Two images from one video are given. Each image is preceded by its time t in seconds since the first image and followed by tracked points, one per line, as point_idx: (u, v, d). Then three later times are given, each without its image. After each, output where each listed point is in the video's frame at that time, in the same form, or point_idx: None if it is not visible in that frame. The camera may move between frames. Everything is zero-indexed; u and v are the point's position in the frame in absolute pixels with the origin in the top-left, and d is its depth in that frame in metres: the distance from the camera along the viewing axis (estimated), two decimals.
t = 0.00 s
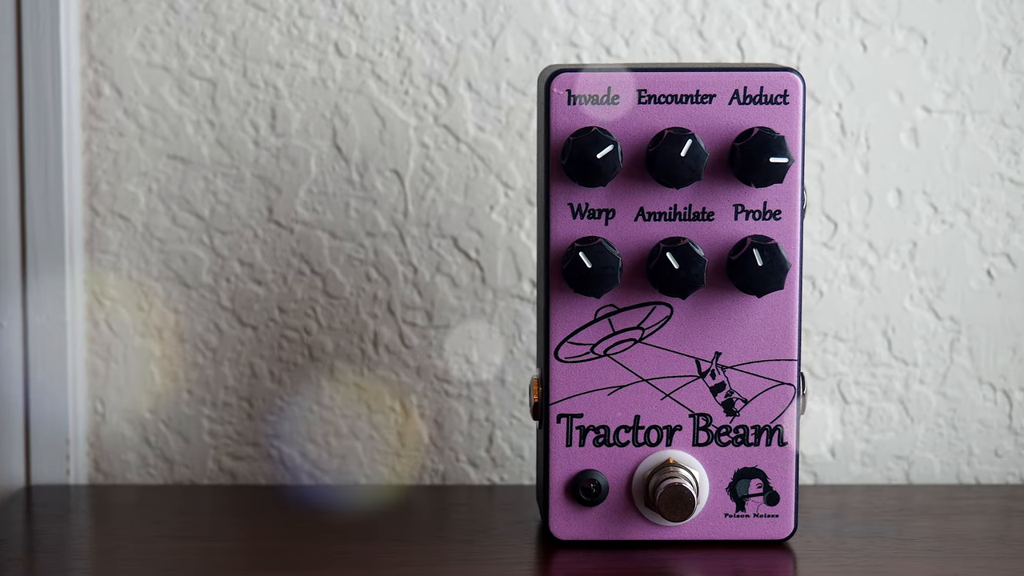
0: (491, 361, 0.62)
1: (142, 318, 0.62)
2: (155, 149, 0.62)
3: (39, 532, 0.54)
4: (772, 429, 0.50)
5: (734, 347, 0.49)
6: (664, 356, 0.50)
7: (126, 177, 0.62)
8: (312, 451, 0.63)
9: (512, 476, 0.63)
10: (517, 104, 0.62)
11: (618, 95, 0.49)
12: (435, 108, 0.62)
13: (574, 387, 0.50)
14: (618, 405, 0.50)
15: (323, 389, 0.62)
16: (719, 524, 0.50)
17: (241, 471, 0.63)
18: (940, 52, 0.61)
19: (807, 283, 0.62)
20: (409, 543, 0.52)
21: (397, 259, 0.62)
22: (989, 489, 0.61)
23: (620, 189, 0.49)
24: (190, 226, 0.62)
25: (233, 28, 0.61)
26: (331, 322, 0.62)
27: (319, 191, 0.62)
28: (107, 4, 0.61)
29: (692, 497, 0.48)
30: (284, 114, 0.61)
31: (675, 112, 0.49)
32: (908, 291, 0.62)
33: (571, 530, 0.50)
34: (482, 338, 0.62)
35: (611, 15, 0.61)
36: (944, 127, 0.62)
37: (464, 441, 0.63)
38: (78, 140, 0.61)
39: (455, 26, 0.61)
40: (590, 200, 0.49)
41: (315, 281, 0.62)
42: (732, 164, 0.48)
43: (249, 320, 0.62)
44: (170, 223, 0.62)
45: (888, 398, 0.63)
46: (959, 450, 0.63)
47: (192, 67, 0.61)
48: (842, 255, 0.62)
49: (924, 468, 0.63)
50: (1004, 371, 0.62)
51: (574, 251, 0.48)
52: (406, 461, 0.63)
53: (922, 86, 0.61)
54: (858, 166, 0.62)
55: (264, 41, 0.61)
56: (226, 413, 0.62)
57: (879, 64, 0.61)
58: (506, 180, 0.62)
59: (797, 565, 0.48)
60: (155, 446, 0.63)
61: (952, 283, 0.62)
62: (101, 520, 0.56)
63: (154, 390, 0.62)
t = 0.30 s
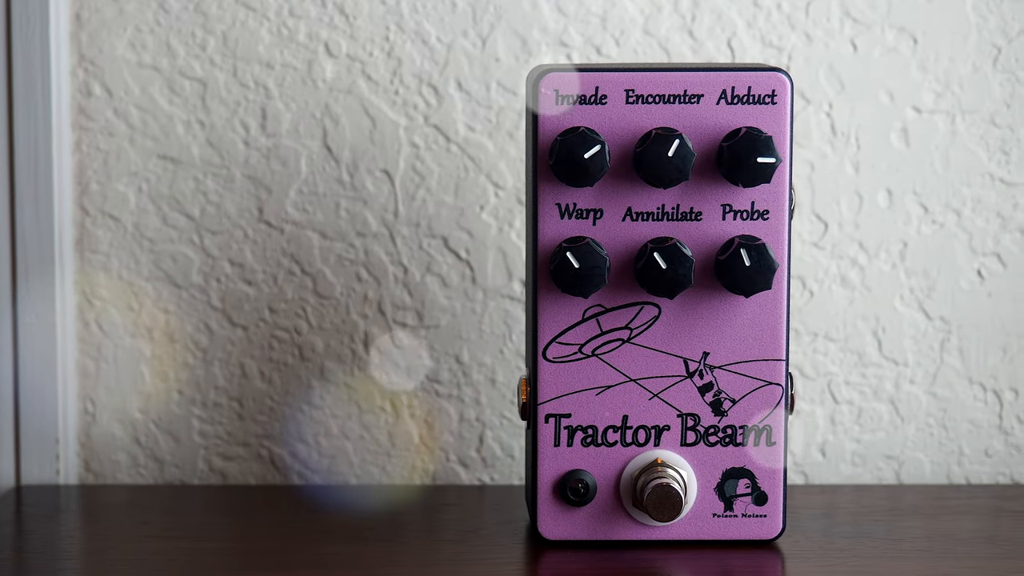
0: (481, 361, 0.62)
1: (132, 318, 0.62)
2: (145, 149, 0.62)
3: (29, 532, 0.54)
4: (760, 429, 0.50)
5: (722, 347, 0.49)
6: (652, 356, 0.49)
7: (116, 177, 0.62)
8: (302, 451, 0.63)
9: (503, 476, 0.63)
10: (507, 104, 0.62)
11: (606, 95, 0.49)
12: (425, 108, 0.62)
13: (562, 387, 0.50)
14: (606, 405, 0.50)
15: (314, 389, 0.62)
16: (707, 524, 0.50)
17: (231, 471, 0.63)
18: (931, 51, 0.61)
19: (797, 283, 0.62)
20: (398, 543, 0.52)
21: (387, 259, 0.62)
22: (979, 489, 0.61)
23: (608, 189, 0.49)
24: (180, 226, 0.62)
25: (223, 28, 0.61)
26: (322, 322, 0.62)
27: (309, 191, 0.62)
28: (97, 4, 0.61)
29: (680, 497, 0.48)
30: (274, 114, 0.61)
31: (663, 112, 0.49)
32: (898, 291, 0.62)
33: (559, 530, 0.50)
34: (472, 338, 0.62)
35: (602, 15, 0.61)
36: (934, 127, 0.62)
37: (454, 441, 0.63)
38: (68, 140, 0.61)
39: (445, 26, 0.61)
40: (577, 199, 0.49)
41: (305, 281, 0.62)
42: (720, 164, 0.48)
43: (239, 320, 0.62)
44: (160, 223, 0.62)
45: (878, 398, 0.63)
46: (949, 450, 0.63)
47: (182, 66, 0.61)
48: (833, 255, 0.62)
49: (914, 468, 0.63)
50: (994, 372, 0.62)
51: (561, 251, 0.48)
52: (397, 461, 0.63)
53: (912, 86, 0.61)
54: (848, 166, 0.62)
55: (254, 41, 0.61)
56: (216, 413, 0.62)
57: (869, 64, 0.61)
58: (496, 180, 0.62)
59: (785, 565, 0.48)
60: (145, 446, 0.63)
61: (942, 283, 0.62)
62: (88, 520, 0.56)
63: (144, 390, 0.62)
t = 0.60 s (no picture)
0: (472, 361, 0.62)
1: (123, 317, 0.62)
2: (136, 149, 0.62)
3: (19, 531, 0.54)
4: (749, 429, 0.50)
5: (711, 347, 0.49)
6: (641, 356, 0.49)
7: (107, 177, 0.62)
8: (293, 450, 0.63)
9: (494, 476, 0.63)
10: (498, 103, 0.62)
11: (594, 95, 0.49)
12: (416, 108, 0.62)
13: (550, 387, 0.50)
14: (595, 405, 0.50)
15: (305, 389, 0.62)
16: (696, 524, 0.50)
17: (222, 471, 0.63)
18: (922, 52, 0.61)
19: (788, 283, 0.62)
20: (387, 543, 0.52)
21: (378, 259, 0.62)
22: (970, 489, 0.61)
23: (596, 189, 0.49)
24: (171, 226, 0.62)
25: (214, 28, 0.61)
26: (312, 322, 0.62)
27: (300, 191, 0.62)
28: (88, 4, 0.61)
29: (668, 497, 0.48)
30: (265, 114, 0.61)
31: (652, 112, 0.49)
32: (888, 291, 0.62)
33: (548, 530, 0.50)
34: (463, 338, 0.62)
35: (592, 15, 0.61)
36: (925, 127, 0.62)
37: (445, 441, 0.63)
38: (59, 140, 0.61)
39: (436, 26, 0.61)
40: (566, 199, 0.49)
41: (296, 281, 0.62)
42: (708, 164, 0.48)
43: (230, 320, 0.62)
44: (151, 223, 0.62)
45: (869, 398, 0.63)
46: (940, 450, 0.63)
47: (173, 66, 0.61)
48: (824, 254, 0.62)
49: (905, 468, 0.63)
50: (986, 372, 0.62)
51: (549, 251, 0.48)
52: (387, 461, 0.63)
53: (903, 86, 0.61)
54: (839, 166, 0.62)
55: (245, 41, 0.61)
56: (207, 413, 0.62)
57: (860, 63, 0.61)
58: (487, 180, 0.62)
59: (774, 565, 0.48)
60: (136, 446, 0.63)
61: (933, 283, 0.62)
62: (79, 520, 0.56)
63: (135, 390, 0.62)
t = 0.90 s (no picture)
0: (464, 361, 0.62)
1: (114, 317, 0.62)
2: (127, 149, 0.62)
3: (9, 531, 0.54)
4: (738, 429, 0.50)
5: (700, 347, 0.49)
6: (630, 356, 0.49)
7: (98, 177, 0.62)
8: (284, 450, 0.63)
9: (485, 476, 0.63)
10: (489, 103, 0.62)
11: (583, 95, 0.48)
12: (407, 108, 0.62)
13: (539, 387, 0.49)
14: (584, 405, 0.49)
15: (296, 389, 0.62)
16: (685, 524, 0.50)
17: (213, 471, 0.63)
18: (913, 52, 0.61)
19: (779, 283, 0.62)
20: (377, 543, 0.52)
21: (369, 259, 0.62)
22: (961, 489, 0.61)
23: (585, 189, 0.49)
24: (162, 226, 0.62)
25: (205, 28, 0.61)
26: (304, 322, 0.62)
27: (291, 191, 0.62)
28: (79, 4, 0.61)
29: (657, 497, 0.47)
30: (256, 114, 0.61)
31: (640, 112, 0.48)
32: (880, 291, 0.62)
33: (537, 530, 0.50)
34: (455, 338, 0.62)
35: (584, 15, 0.61)
36: (916, 127, 0.62)
37: (436, 442, 0.63)
38: (50, 140, 0.61)
39: (427, 26, 0.61)
40: (555, 199, 0.49)
41: (287, 281, 0.62)
42: (697, 164, 0.48)
43: (221, 320, 0.62)
44: (142, 223, 0.62)
45: (860, 398, 0.62)
46: (931, 450, 0.63)
47: (164, 66, 0.61)
48: (815, 254, 0.62)
49: (896, 468, 0.63)
50: (977, 371, 0.62)
51: (538, 251, 0.48)
52: (378, 461, 0.63)
53: (894, 86, 0.61)
54: (830, 165, 0.62)
55: (236, 41, 0.61)
56: (198, 413, 0.62)
57: (851, 64, 0.61)
58: (479, 180, 0.62)
59: (763, 565, 0.48)
60: (127, 446, 0.63)
61: (925, 283, 0.62)
62: (69, 520, 0.56)
63: (126, 390, 0.62)
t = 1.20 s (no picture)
0: (455, 361, 0.62)
1: (105, 317, 0.62)
2: (118, 149, 0.62)
3: None
4: (727, 429, 0.50)
5: (689, 347, 0.49)
6: (619, 356, 0.49)
7: (89, 177, 0.62)
8: (276, 450, 0.63)
9: (477, 476, 0.63)
10: (481, 103, 0.62)
11: (572, 95, 0.48)
12: (398, 108, 0.62)
13: (528, 386, 0.49)
14: (573, 405, 0.49)
15: (287, 389, 0.62)
16: (674, 524, 0.50)
17: (205, 471, 0.63)
18: (904, 51, 0.61)
19: (771, 283, 0.62)
20: (367, 544, 0.52)
21: (360, 259, 0.62)
22: (952, 489, 0.61)
23: (574, 189, 0.49)
24: (153, 226, 0.62)
25: (197, 28, 0.61)
26: (295, 322, 0.62)
27: (282, 191, 0.62)
28: (70, 4, 0.61)
29: (646, 497, 0.47)
30: (247, 113, 0.61)
31: (629, 112, 0.48)
32: (871, 291, 0.62)
33: (526, 530, 0.50)
34: (446, 338, 0.62)
35: (575, 15, 0.61)
36: (908, 127, 0.61)
37: (428, 441, 0.63)
38: (41, 140, 0.61)
39: (419, 26, 0.61)
40: (544, 199, 0.49)
41: (278, 281, 0.62)
42: (686, 164, 0.48)
43: (212, 320, 0.62)
44: (134, 223, 0.62)
45: (852, 398, 0.63)
46: (923, 450, 0.63)
47: (155, 66, 0.61)
48: (806, 254, 0.62)
49: (888, 468, 0.63)
50: (968, 371, 0.62)
51: (527, 251, 0.48)
52: (370, 461, 0.63)
53: (885, 86, 0.61)
54: (822, 165, 0.62)
55: (227, 41, 0.61)
56: (189, 413, 0.62)
57: (842, 63, 0.61)
58: (470, 180, 0.62)
59: (752, 565, 0.48)
60: (118, 446, 0.63)
61: (916, 283, 0.62)
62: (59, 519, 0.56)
63: (118, 390, 0.62)
